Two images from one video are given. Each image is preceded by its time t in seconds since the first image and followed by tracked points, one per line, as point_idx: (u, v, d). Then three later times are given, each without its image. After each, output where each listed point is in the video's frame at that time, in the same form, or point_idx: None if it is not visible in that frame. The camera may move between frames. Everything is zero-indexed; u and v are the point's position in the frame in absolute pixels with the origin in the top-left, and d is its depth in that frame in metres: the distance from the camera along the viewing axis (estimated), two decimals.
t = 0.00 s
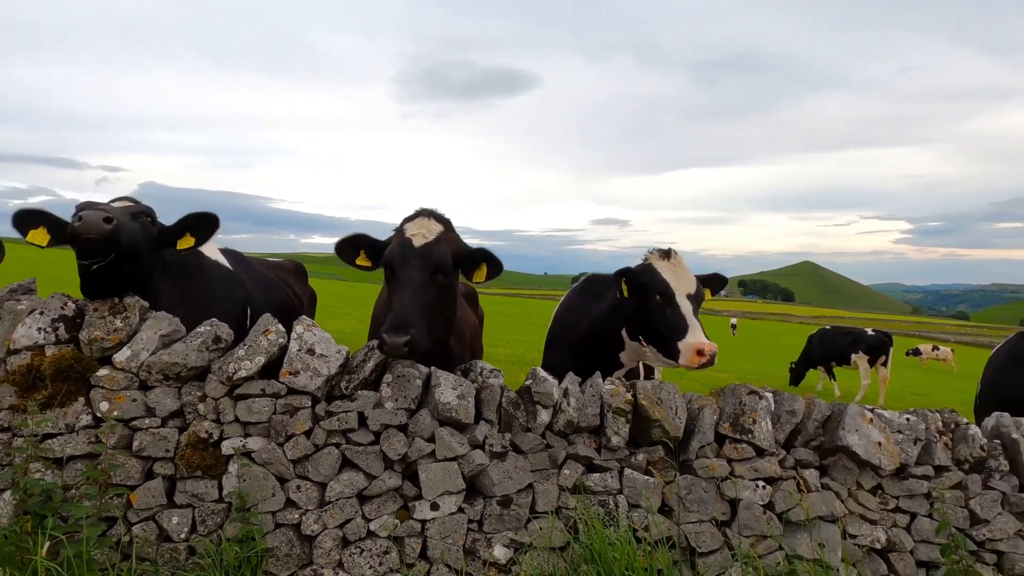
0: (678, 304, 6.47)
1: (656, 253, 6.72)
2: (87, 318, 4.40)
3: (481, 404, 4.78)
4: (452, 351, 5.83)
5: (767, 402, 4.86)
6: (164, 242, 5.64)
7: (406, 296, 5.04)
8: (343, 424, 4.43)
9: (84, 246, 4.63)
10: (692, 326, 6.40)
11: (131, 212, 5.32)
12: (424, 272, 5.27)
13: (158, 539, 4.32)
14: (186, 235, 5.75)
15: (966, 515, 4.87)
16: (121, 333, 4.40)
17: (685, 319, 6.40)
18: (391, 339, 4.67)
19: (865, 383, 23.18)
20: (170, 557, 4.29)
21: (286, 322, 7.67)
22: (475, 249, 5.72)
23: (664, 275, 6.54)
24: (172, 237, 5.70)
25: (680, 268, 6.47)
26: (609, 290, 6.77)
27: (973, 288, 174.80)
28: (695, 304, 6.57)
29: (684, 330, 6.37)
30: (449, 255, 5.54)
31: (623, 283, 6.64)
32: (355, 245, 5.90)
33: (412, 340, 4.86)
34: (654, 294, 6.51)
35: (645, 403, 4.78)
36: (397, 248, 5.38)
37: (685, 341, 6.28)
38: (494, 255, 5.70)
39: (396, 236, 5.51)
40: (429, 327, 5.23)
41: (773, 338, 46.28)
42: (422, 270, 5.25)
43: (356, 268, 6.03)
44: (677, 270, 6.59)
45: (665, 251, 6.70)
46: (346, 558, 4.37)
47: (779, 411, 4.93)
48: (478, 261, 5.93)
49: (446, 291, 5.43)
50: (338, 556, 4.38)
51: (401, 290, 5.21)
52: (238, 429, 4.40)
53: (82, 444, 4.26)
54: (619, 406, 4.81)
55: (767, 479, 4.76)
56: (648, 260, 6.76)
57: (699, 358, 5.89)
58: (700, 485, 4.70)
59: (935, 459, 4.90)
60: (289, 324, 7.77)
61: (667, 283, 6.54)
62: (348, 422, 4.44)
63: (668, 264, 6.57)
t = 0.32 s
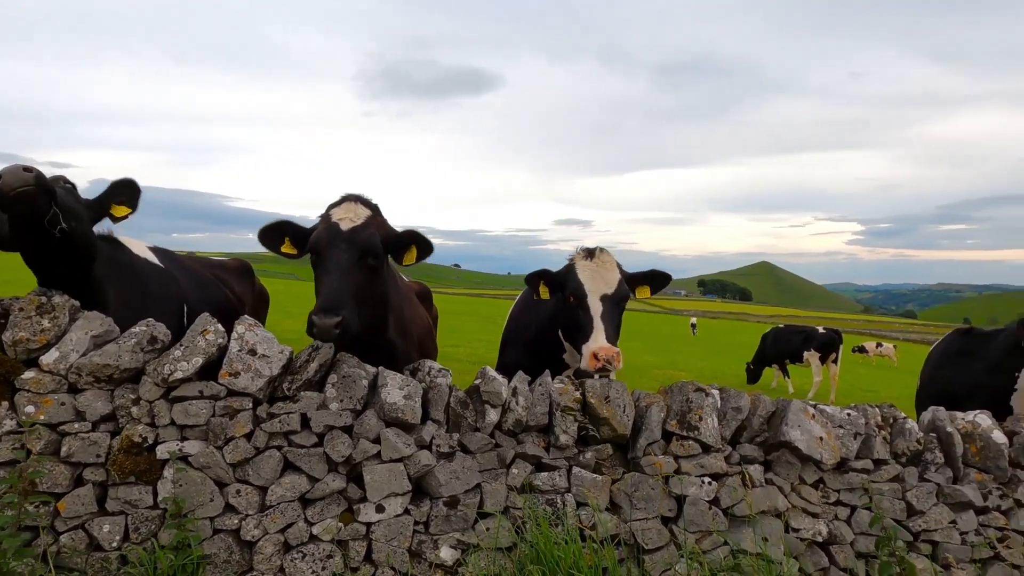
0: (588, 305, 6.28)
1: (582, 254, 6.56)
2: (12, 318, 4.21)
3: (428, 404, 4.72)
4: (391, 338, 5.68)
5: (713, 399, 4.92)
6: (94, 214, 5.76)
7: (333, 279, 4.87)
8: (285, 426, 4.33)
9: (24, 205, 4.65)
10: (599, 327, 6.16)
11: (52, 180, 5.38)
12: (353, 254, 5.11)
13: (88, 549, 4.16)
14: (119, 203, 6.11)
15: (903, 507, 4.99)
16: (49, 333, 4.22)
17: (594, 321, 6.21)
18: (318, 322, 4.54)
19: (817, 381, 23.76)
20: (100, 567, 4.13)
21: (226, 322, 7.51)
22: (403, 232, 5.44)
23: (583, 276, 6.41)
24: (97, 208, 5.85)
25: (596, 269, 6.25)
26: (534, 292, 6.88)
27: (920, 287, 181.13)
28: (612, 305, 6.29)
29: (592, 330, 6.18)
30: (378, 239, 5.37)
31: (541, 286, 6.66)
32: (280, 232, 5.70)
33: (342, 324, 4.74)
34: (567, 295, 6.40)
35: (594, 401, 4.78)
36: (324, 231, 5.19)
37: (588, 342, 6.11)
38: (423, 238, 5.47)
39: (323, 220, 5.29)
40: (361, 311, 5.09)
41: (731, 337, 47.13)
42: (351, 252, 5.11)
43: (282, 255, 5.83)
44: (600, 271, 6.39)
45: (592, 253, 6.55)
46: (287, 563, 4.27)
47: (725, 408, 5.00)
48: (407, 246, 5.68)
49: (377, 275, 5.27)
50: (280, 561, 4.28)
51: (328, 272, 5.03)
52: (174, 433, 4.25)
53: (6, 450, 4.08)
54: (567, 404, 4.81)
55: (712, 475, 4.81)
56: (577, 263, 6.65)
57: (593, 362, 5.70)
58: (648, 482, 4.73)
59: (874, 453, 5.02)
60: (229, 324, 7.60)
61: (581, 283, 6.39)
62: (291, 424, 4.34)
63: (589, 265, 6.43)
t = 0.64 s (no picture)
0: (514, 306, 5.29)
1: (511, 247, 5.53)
2: None
3: (369, 402, 4.62)
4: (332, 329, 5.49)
5: (658, 395, 4.93)
6: (52, 226, 5.51)
7: (274, 264, 4.69)
8: (217, 426, 4.18)
9: None
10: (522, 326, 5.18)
11: None
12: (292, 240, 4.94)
13: (4, 558, 3.97)
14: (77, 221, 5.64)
15: (843, 499, 5.06)
16: None
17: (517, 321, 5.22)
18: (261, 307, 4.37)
19: (774, 377, 24.24)
20: None
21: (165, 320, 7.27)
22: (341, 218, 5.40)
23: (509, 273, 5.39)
24: (61, 220, 5.58)
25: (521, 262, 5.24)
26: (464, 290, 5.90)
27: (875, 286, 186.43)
28: (540, 305, 5.27)
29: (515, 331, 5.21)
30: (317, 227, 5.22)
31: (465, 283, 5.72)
32: (213, 221, 5.50)
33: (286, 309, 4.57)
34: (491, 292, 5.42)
35: (538, 398, 4.74)
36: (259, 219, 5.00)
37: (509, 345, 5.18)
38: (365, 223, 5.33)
39: (256, 207, 5.10)
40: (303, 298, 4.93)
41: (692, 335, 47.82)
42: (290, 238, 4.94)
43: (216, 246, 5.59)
44: (527, 266, 5.35)
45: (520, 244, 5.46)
46: (218, 568, 4.12)
47: (671, 404, 5.01)
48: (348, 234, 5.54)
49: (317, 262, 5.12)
50: (211, 566, 4.13)
51: (267, 258, 4.83)
52: (98, 435, 4.08)
53: None
54: (512, 401, 4.76)
55: (657, 471, 4.81)
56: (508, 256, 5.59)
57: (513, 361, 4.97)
58: (592, 478, 4.70)
59: (815, 447, 5.08)
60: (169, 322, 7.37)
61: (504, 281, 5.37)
62: (223, 424, 4.18)
63: (515, 261, 5.38)
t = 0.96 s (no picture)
0: (464, 305, 5.12)
1: (461, 245, 5.32)
2: None
3: (319, 403, 4.51)
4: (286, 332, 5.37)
5: (616, 394, 4.88)
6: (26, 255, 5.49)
7: (230, 273, 4.56)
8: (157, 429, 4.03)
9: None
10: (472, 326, 5.03)
11: None
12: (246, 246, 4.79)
13: None
14: (52, 253, 5.53)
15: (800, 497, 5.05)
16: None
17: (467, 321, 5.06)
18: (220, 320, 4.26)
19: (746, 376, 24.44)
20: None
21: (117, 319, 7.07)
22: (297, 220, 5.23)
23: (458, 271, 5.19)
24: (39, 249, 5.49)
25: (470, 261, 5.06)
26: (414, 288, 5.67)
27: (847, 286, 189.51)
28: (491, 304, 5.10)
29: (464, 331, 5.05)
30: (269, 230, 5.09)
31: (414, 282, 5.49)
32: (156, 224, 5.27)
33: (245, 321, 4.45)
34: (441, 290, 5.24)
35: (493, 398, 4.66)
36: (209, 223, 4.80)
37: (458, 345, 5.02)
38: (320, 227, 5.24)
39: (204, 210, 4.89)
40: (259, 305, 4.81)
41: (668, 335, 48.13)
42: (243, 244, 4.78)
43: (159, 249, 5.38)
44: (477, 264, 5.18)
45: (470, 242, 5.28)
46: None
47: (629, 402, 4.96)
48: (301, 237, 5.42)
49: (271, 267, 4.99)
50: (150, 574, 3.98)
51: (221, 266, 4.67)
52: (30, 438, 3.96)
53: None
54: (467, 401, 4.67)
55: (614, 471, 4.75)
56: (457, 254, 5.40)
57: (463, 361, 4.83)
58: (548, 479, 4.64)
59: (773, 445, 5.07)
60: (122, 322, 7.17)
61: (455, 279, 5.19)
62: (163, 427, 4.04)
63: (465, 259, 5.18)
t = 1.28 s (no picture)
0: (410, 305, 5.05)
1: (406, 246, 5.25)
2: None
3: (260, 407, 4.40)
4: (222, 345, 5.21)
5: (564, 396, 4.85)
6: None
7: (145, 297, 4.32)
8: (85, 436, 3.90)
9: None
10: (417, 327, 4.96)
11: None
12: (165, 265, 4.53)
13: None
14: None
15: (748, 497, 5.07)
16: None
17: (413, 322, 4.99)
18: (132, 350, 4.02)
19: (713, 376, 24.72)
20: None
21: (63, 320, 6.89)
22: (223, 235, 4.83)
23: (404, 271, 5.12)
24: None
25: (417, 260, 5.00)
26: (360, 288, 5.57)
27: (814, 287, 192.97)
28: (437, 305, 5.05)
29: (409, 333, 4.98)
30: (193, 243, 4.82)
31: (360, 282, 5.39)
32: (74, 241, 5.08)
33: (161, 346, 4.24)
34: (386, 291, 5.16)
35: (440, 400, 4.60)
36: (126, 241, 4.53)
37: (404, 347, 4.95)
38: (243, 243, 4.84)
39: (121, 225, 4.64)
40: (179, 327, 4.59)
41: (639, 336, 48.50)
42: (162, 263, 4.52)
43: (78, 268, 5.20)
44: (423, 264, 5.11)
45: (416, 242, 5.23)
46: None
47: (579, 404, 4.93)
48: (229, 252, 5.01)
49: (196, 283, 4.76)
50: None
51: (138, 289, 4.42)
52: None
53: None
54: (413, 404, 4.59)
55: (562, 473, 4.72)
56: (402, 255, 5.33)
57: (408, 363, 4.76)
58: (495, 482, 4.58)
59: (722, 445, 5.09)
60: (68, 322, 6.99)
61: (400, 279, 5.12)
62: (91, 433, 3.90)
63: (411, 259, 5.12)
